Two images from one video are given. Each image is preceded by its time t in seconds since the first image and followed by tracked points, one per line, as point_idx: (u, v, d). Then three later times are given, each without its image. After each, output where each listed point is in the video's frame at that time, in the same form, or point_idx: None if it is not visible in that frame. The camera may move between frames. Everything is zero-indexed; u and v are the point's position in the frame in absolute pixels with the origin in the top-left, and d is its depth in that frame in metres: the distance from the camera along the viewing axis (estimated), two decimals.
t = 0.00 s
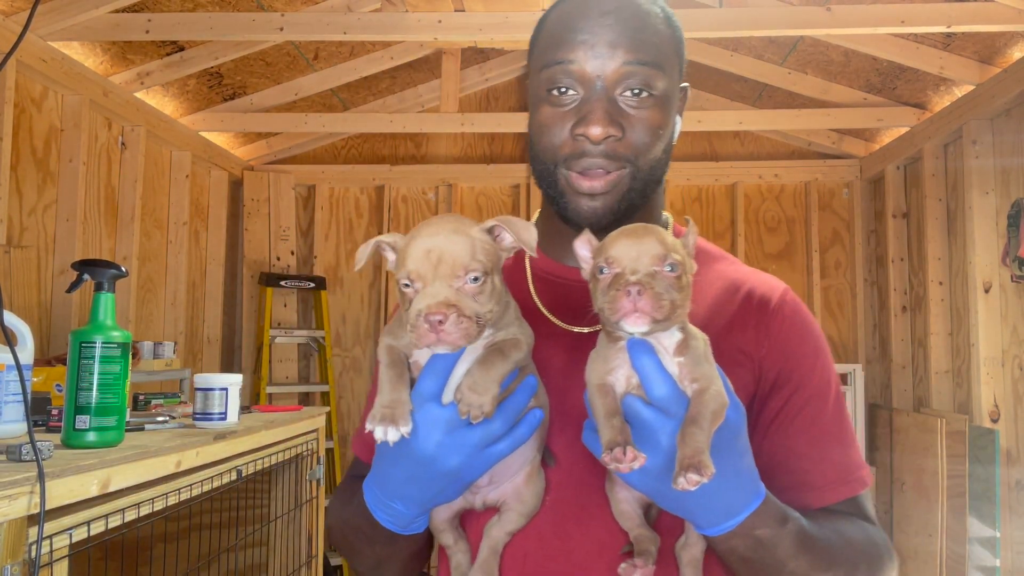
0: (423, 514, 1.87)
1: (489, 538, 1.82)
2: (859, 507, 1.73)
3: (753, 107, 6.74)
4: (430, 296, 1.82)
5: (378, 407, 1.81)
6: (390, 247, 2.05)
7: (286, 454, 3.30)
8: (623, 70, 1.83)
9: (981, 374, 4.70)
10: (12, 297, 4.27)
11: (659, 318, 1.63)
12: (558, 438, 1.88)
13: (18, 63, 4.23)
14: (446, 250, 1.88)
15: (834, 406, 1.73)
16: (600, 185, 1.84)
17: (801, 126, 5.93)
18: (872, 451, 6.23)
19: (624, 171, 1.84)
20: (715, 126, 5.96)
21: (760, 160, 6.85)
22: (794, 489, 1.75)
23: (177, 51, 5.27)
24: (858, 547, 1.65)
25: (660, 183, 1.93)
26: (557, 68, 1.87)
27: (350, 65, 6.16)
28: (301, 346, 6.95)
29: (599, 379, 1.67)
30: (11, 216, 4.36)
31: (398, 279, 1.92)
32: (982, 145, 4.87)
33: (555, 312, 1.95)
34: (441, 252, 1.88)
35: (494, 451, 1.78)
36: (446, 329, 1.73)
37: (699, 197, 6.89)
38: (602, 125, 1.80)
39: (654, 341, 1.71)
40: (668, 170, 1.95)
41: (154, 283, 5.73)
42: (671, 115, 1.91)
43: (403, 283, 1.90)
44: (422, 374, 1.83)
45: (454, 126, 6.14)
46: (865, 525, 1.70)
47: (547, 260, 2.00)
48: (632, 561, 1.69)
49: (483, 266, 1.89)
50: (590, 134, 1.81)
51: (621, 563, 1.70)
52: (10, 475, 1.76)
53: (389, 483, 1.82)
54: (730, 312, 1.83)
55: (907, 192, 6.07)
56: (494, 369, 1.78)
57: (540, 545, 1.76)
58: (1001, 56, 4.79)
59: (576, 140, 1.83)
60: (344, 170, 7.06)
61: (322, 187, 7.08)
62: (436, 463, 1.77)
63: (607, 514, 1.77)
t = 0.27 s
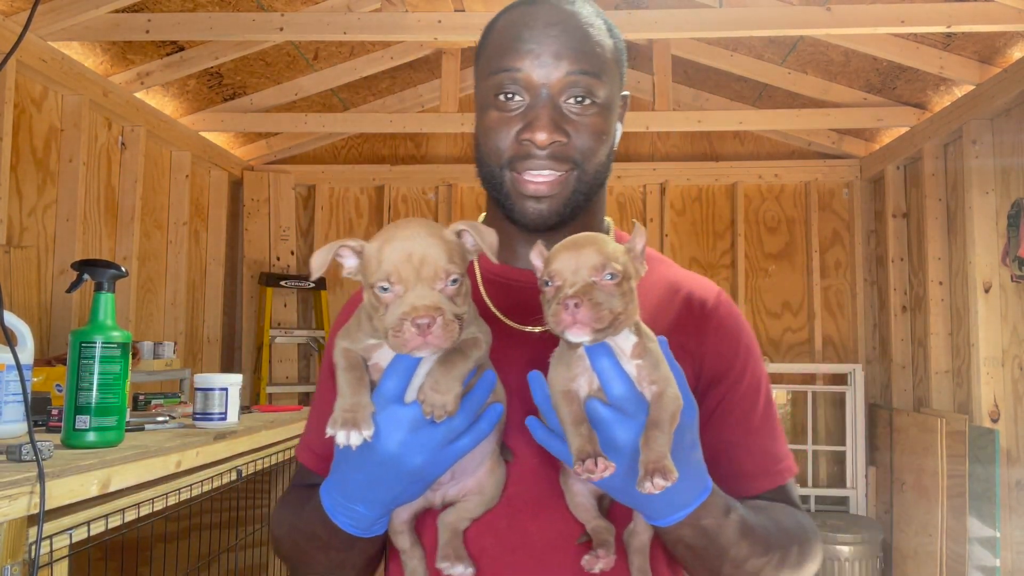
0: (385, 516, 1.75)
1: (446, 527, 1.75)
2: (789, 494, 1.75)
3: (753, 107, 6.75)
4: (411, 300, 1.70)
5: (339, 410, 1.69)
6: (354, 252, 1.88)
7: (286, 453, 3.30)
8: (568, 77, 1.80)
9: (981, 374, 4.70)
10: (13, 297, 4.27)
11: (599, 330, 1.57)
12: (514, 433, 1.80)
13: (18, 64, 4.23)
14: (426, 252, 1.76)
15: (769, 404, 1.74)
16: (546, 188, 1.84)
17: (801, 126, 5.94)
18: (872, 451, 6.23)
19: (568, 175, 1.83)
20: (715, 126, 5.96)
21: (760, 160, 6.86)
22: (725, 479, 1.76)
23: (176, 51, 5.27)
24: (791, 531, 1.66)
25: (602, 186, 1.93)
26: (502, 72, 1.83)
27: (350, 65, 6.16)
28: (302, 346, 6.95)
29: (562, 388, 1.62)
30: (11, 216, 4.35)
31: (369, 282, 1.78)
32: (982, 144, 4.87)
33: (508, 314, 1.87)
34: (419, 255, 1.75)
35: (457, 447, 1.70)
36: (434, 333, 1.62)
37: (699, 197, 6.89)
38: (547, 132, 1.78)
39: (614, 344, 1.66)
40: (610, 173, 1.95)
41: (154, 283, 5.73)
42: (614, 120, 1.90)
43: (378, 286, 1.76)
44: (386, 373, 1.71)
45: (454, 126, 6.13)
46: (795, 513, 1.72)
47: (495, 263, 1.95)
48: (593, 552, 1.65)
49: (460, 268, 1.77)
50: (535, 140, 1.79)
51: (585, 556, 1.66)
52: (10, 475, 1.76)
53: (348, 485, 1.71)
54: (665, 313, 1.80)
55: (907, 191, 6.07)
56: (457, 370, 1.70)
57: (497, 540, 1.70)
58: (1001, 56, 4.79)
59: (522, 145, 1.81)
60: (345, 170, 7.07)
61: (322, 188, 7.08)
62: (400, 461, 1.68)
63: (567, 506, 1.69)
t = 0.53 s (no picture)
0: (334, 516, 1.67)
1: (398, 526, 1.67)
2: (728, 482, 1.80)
3: (753, 107, 6.75)
4: (363, 310, 1.56)
5: (278, 423, 1.57)
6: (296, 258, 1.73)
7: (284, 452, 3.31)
8: (518, 82, 1.82)
9: (981, 374, 4.70)
10: (13, 297, 4.26)
11: (595, 316, 1.51)
12: (463, 432, 1.78)
13: (18, 64, 4.23)
14: (379, 260, 1.63)
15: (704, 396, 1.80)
16: (493, 192, 1.86)
17: (801, 126, 5.94)
18: (872, 450, 6.24)
19: (515, 178, 1.86)
20: (715, 126, 5.96)
21: (760, 160, 6.86)
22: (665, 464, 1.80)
23: (176, 51, 5.27)
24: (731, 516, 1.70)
25: (547, 191, 1.96)
26: (454, 75, 1.84)
27: (349, 65, 6.16)
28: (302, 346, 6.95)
29: (550, 363, 1.60)
30: (11, 216, 4.35)
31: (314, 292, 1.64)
32: (982, 144, 4.87)
33: (459, 314, 1.87)
34: (368, 263, 1.62)
35: (404, 446, 1.61)
36: (388, 343, 1.49)
37: (700, 197, 6.89)
38: (497, 135, 1.80)
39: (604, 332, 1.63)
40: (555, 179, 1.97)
41: (154, 283, 5.73)
42: (559, 127, 1.92)
43: (327, 295, 1.62)
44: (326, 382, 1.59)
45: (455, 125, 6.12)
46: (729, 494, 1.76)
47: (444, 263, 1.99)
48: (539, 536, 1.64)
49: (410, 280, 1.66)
50: (485, 142, 1.80)
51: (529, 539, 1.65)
52: (10, 475, 1.76)
53: (296, 487, 1.62)
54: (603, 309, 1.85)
55: (907, 191, 6.07)
56: (397, 375, 1.60)
57: (455, 529, 1.66)
58: (1001, 56, 4.79)
59: (472, 147, 1.82)
60: (345, 170, 7.07)
61: (322, 187, 7.08)
62: (344, 466, 1.57)
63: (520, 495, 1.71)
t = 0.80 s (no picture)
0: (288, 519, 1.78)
1: (358, 527, 1.72)
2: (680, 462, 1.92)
3: (753, 107, 6.75)
4: (301, 330, 1.56)
5: (219, 440, 1.62)
6: (236, 277, 1.73)
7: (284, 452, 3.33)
8: (473, 94, 1.85)
9: (982, 374, 4.69)
10: (12, 297, 4.27)
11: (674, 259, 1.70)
12: (419, 430, 1.82)
13: (18, 64, 4.23)
14: (319, 279, 1.63)
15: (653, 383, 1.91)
16: (453, 200, 1.90)
17: (801, 126, 5.94)
18: (872, 450, 6.25)
19: (473, 185, 1.89)
20: (715, 126, 5.95)
21: (759, 160, 6.86)
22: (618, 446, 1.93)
23: (176, 51, 5.27)
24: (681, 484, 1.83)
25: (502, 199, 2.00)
26: (411, 88, 1.87)
27: (349, 65, 6.16)
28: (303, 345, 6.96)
29: (592, 314, 1.69)
30: (11, 216, 4.35)
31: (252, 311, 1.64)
32: (982, 144, 4.87)
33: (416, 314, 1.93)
34: (306, 281, 1.62)
35: (350, 455, 1.66)
36: (325, 363, 1.51)
37: (700, 197, 6.89)
38: (455, 146, 1.83)
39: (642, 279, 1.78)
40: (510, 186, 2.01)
41: (154, 283, 5.73)
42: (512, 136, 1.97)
43: (265, 315, 1.62)
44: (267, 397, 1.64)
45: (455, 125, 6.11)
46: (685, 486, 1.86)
47: (397, 262, 2.03)
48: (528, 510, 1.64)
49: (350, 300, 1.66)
50: (444, 154, 1.83)
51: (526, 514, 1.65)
52: (10, 475, 1.75)
53: (253, 494, 1.70)
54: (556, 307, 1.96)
55: (907, 191, 6.07)
56: (334, 393, 1.65)
57: (415, 527, 1.72)
58: (1001, 56, 4.79)
59: (430, 157, 1.85)
60: (345, 170, 7.07)
61: (322, 187, 7.09)
62: (292, 476, 1.64)
63: (478, 489, 1.77)
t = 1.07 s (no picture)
0: (265, 520, 1.86)
1: (334, 525, 1.82)
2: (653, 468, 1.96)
3: (753, 107, 6.74)
4: (264, 353, 1.62)
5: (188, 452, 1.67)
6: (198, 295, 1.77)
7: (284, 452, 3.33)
8: (447, 122, 1.89)
9: (982, 374, 4.69)
10: (12, 296, 4.26)
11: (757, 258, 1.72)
12: (393, 429, 1.90)
13: (18, 63, 4.23)
14: (279, 301, 1.69)
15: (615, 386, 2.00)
16: (437, 225, 1.98)
17: (801, 126, 5.95)
18: (872, 450, 6.25)
19: (456, 208, 1.98)
20: (716, 126, 5.95)
21: (759, 160, 6.86)
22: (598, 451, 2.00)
23: (176, 52, 5.27)
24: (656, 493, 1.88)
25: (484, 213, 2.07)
26: (385, 123, 1.90)
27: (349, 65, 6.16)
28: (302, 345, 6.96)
29: (665, 304, 1.69)
30: (11, 216, 4.35)
31: (213, 329, 1.70)
32: (982, 144, 4.87)
33: (389, 321, 2.00)
34: (268, 303, 1.68)
35: (320, 462, 1.72)
36: (286, 386, 1.58)
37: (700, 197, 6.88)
38: (436, 176, 1.88)
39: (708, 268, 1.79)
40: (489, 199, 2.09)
41: (154, 283, 5.73)
42: (487, 154, 2.02)
43: (227, 337, 1.67)
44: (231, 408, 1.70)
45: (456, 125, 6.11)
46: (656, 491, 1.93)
47: (375, 270, 2.12)
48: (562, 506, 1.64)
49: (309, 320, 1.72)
50: (427, 185, 1.89)
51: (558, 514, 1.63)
52: (10, 475, 1.75)
53: (229, 498, 1.78)
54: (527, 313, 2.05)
55: (907, 192, 6.07)
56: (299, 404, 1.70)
57: (388, 523, 1.82)
58: (1001, 56, 4.79)
59: (413, 189, 1.91)
60: (345, 170, 7.07)
61: (322, 187, 7.09)
62: (262, 484, 1.69)
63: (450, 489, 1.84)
